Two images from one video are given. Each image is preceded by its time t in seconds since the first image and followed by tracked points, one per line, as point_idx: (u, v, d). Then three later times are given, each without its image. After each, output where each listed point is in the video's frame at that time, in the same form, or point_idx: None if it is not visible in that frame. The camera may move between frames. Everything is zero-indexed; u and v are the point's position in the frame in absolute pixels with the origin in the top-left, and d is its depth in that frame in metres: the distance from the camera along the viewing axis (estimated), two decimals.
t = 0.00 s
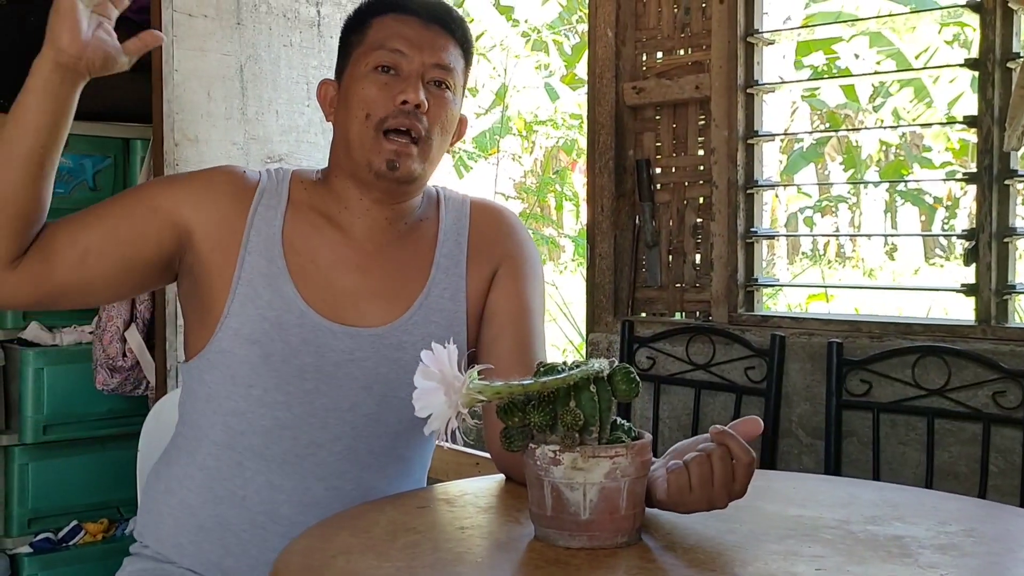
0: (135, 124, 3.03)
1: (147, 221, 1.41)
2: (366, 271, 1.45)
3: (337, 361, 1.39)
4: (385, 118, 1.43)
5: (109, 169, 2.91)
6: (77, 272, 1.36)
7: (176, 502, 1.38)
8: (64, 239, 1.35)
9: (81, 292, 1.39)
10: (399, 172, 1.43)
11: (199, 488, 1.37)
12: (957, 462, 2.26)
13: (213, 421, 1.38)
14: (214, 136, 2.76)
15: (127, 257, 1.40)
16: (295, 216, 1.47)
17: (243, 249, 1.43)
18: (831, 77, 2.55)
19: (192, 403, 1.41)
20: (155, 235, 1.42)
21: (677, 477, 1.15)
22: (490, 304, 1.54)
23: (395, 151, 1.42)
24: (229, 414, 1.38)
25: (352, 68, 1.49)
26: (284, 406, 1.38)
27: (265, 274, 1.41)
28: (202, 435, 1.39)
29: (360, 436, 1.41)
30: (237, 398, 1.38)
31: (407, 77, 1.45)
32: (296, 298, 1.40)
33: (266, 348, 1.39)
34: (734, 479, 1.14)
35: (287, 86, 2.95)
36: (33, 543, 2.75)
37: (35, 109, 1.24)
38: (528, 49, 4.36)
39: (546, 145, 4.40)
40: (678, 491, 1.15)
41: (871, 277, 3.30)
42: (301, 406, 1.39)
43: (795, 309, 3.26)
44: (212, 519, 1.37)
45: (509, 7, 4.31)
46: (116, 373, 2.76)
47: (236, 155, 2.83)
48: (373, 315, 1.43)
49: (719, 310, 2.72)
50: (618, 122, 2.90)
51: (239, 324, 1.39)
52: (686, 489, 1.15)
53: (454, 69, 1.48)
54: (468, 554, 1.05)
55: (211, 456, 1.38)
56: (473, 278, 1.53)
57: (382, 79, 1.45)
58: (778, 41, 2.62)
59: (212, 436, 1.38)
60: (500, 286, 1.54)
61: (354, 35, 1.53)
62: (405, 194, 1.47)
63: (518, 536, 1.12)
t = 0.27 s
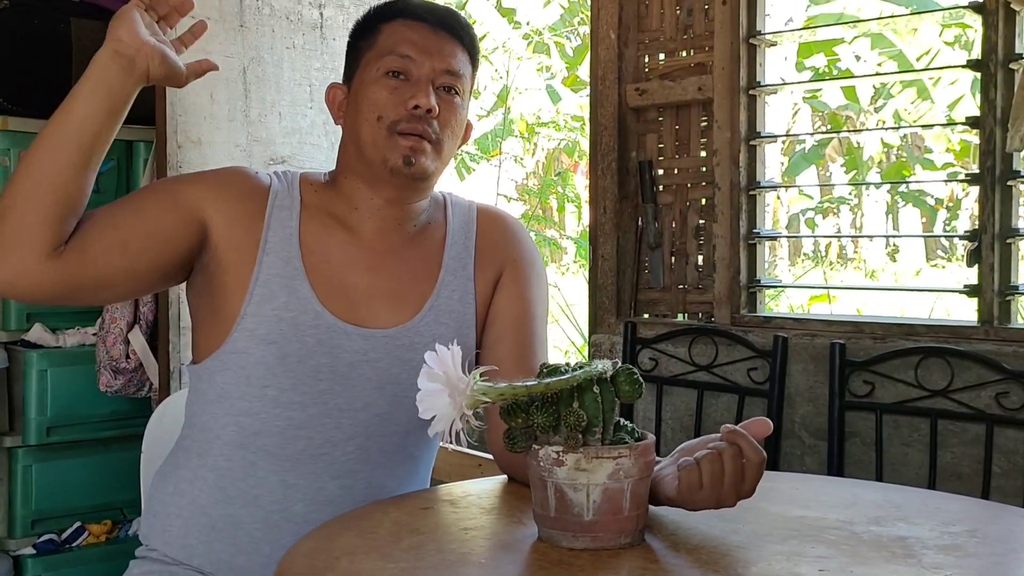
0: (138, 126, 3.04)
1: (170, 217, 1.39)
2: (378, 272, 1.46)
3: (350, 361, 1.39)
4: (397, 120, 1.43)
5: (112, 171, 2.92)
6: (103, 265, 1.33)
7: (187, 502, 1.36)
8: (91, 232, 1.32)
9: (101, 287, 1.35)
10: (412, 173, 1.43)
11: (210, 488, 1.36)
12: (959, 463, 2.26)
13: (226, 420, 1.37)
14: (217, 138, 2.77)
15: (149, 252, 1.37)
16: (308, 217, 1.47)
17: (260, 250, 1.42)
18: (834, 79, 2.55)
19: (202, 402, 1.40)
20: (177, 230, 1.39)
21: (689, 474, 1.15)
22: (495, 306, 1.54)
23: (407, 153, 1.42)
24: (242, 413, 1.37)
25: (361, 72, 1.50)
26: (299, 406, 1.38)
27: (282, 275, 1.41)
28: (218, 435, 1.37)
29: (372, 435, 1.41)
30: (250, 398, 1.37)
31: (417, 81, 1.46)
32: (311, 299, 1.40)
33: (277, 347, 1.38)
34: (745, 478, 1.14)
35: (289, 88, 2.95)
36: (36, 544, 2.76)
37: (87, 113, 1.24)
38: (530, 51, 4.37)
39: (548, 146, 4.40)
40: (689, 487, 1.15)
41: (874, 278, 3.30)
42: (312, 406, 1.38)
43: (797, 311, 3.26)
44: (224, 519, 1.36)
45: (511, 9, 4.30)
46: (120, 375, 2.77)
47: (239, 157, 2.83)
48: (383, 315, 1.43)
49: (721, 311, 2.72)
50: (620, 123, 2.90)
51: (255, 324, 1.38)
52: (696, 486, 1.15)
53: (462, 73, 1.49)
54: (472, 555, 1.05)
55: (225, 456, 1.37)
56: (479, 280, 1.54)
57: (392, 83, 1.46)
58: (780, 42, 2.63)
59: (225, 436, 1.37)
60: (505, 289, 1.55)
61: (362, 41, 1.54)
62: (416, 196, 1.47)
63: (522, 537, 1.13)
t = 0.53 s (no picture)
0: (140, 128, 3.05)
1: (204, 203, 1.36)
2: (391, 275, 1.46)
3: (362, 365, 1.40)
4: (413, 125, 1.44)
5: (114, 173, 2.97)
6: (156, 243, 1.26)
7: (193, 502, 1.36)
8: (150, 200, 1.23)
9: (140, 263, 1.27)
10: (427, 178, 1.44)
11: (216, 488, 1.36)
12: (960, 463, 2.27)
13: (233, 421, 1.37)
14: (219, 140, 2.78)
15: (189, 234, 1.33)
16: (325, 220, 1.47)
17: (282, 251, 1.42)
18: (834, 80, 2.55)
19: (205, 403, 1.40)
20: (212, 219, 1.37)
21: (695, 471, 1.16)
22: (502, 308, 1.54)
23: (423, 157, 1.43)
24: (251, 413, 1.37)
25: (377, 76, 1.50)
26: (309, 407, 1.38)
27: (301, 277, 1.41)
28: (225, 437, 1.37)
29: (378, 435, 1.42)
30: (261, 399, 1.37)
31: (434, 85, 1.46)
32: (326, 301, 1.40)
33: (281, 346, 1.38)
34: (750, 479, 1.14)
35: (290, 89, 2.96)
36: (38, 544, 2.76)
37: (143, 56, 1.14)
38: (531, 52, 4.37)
39: (549, 148, 4.40)
40: (694, 485, 1.15)
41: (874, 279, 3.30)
42: (313, 407, 1.39)
43: (797, 311, 3.26)
44: (230, 519, 1.36)
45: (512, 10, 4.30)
46: (121, 376, 2.78)
47: (241, 158, 2.84)
48: (395, 318, 1.44)
49: (722, 311, 2.72)
50: (621, 124, 2.91)
51: (271, 325, 1.38)
52: (701, 484, 1.15)
53: (478, 78, 1.50)
54: (473, 555, 1.05)
55: (233, 457, 1.37)
56: (486, 284, 1.55)
57: (408, 88, 1.46)
58: (781, 43, 2.63)
59: (232, 437, 1.37)
60: (512, 291, 1.56)
61: (379, 44, 1.54)
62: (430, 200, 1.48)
63: (523, 536, 1.13)
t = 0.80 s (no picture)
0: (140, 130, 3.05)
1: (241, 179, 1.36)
2: (403, 278, 1.47)
3: (374, 370, 1.39)
4: (425, 131, 1.45)
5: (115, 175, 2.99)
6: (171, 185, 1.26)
7: (198, 506, 1.36)
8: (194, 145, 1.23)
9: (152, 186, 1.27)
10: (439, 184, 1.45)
11: (225, 492, 1.36)
12: (961, 464, 2.26)
13: (237, 422, 1.37)
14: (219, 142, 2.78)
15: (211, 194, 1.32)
16: (339, 223, 1.47)
17: (300, 250, 1.42)
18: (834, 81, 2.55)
19: (206, 406, 1.40)
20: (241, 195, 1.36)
21: (693, 469, 1.16)
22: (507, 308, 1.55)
23: (434, 163, 1.44)
24: (262, 417, 1.36)
25: (389, 80, 1.51)
26: (320, 411, 1.38)
27: (317, 278, 1.40)
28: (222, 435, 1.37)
29: (384, 436, 1.42)
30: (274, 401, 1.37)
31: (446, 91, 1.47)
32: (341, 304, 1.40)
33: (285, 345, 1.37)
34: (747, 479, 1.14)
35: (291, 91, 2.96)
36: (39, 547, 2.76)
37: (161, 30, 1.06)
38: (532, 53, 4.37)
39: (550, 149, 4.40)
40: (692, 482, 1.16)
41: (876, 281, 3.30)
42: (314, 408, 1.39)
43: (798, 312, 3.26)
44: (237, 522, 1.36)
45: (512, 12, 4.30)
46: (122, 377, 2.78)
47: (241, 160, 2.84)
48: (406, 321, 1.44)
49: (722, 312, 2.72)
50: (621, 125, 2.91)
51: (286, 326, 1.37)
52: (699, 482, 1.15)
53: (489, 82, 1.51)
54: (473, 556, 1.05)
55: (243, 462, 1.36)
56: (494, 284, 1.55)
57: (420, 93, 1.47)
58: (781, 44, 2.63)
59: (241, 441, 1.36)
60: (518, 292, 1.56)
61: (390, 47, 1.55)
62: (440, 206, 1.49)
63: (523, 537, 1.13)
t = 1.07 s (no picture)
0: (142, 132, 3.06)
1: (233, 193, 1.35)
2: (402, 280, 1.46)
3: (379, 376, 1.39)
4: (429, 134, 1.45)
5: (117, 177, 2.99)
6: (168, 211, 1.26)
7: (202, 510, 1.38)
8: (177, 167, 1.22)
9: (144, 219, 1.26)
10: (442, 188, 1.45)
11: (228, 496, 1.37)
12: (962, 465, 2.26)
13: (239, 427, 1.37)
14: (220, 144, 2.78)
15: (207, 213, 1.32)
16: (339, 224, 1.47)
17: (299, 257, 1.41)
18: (835, 83, 2.56)
19: (206, 409, 1.40)
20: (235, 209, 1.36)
21: (694, 471, 1.16)
22: (507, 309, 1.55)
23: (437, 167, 1.44)
24: (267, 423, 1.37)
25: (390, 81, 1.51)
26: (325, 417, 1.38)
27: (318, 286, 1.39)
28: (222, 437, 1.38)
29: (386, 442, 1.42)
30: (276, 408, 1.37)
31: (449, 94, 1.47)
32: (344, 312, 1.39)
33: (283, 352, 1.37)
34: (747, 482, 1.13)
35: (292, 93, 2.96)
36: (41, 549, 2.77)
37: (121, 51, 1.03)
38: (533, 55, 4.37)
39: (550, 151, 4.41)
40: (692, 485, 1.16)
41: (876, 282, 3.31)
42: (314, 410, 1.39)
43: (798, 314, 3.26)
44: (240, 527, 1.37)
45: (513, 15, 4.30)
46: (124, 380, 2.78)
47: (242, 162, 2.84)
48: (407, 323, 1.44)
49: (723, 314, 2.72)
50: (621, 127, 2.91)
51: (289, 335, 1.37)
52: (699, 485, 1.16)
53: (489, 85, 1.51)
54: (474, 558, 1.06)
55: (248, 465, 1.37)
56: (495, 283, 1.55)
57: (423, 95, 1.47)
58: (781, 46, 2.64)
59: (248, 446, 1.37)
60: (518, 292, 1.56)
61: (391, 47, 1.55)
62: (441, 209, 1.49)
63: (524, 539, 1.13)
